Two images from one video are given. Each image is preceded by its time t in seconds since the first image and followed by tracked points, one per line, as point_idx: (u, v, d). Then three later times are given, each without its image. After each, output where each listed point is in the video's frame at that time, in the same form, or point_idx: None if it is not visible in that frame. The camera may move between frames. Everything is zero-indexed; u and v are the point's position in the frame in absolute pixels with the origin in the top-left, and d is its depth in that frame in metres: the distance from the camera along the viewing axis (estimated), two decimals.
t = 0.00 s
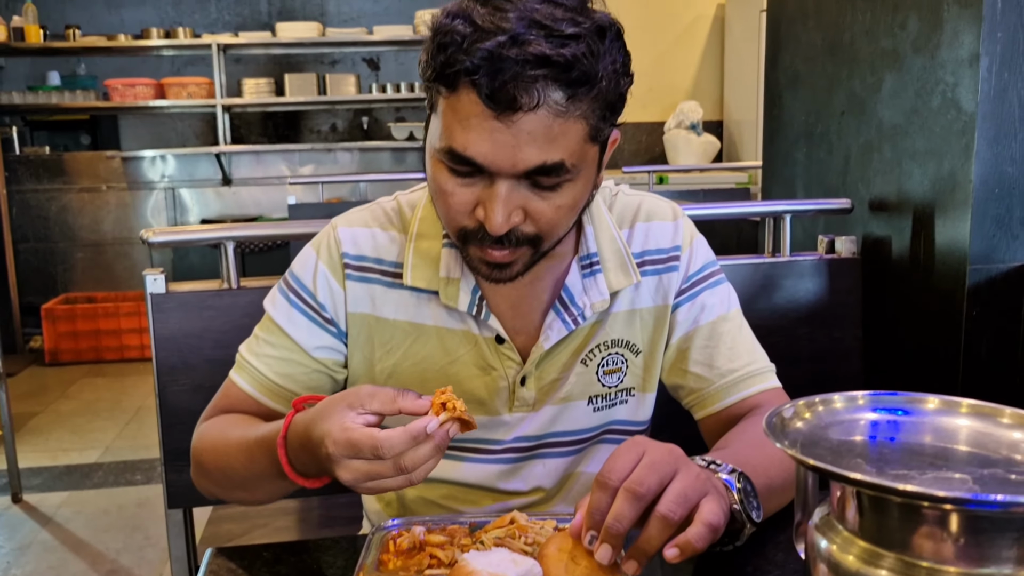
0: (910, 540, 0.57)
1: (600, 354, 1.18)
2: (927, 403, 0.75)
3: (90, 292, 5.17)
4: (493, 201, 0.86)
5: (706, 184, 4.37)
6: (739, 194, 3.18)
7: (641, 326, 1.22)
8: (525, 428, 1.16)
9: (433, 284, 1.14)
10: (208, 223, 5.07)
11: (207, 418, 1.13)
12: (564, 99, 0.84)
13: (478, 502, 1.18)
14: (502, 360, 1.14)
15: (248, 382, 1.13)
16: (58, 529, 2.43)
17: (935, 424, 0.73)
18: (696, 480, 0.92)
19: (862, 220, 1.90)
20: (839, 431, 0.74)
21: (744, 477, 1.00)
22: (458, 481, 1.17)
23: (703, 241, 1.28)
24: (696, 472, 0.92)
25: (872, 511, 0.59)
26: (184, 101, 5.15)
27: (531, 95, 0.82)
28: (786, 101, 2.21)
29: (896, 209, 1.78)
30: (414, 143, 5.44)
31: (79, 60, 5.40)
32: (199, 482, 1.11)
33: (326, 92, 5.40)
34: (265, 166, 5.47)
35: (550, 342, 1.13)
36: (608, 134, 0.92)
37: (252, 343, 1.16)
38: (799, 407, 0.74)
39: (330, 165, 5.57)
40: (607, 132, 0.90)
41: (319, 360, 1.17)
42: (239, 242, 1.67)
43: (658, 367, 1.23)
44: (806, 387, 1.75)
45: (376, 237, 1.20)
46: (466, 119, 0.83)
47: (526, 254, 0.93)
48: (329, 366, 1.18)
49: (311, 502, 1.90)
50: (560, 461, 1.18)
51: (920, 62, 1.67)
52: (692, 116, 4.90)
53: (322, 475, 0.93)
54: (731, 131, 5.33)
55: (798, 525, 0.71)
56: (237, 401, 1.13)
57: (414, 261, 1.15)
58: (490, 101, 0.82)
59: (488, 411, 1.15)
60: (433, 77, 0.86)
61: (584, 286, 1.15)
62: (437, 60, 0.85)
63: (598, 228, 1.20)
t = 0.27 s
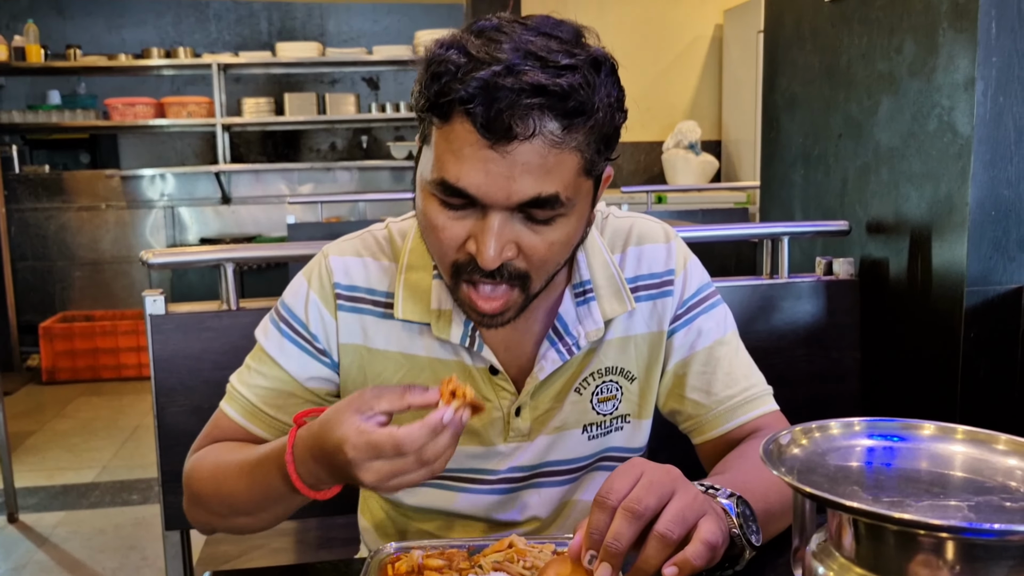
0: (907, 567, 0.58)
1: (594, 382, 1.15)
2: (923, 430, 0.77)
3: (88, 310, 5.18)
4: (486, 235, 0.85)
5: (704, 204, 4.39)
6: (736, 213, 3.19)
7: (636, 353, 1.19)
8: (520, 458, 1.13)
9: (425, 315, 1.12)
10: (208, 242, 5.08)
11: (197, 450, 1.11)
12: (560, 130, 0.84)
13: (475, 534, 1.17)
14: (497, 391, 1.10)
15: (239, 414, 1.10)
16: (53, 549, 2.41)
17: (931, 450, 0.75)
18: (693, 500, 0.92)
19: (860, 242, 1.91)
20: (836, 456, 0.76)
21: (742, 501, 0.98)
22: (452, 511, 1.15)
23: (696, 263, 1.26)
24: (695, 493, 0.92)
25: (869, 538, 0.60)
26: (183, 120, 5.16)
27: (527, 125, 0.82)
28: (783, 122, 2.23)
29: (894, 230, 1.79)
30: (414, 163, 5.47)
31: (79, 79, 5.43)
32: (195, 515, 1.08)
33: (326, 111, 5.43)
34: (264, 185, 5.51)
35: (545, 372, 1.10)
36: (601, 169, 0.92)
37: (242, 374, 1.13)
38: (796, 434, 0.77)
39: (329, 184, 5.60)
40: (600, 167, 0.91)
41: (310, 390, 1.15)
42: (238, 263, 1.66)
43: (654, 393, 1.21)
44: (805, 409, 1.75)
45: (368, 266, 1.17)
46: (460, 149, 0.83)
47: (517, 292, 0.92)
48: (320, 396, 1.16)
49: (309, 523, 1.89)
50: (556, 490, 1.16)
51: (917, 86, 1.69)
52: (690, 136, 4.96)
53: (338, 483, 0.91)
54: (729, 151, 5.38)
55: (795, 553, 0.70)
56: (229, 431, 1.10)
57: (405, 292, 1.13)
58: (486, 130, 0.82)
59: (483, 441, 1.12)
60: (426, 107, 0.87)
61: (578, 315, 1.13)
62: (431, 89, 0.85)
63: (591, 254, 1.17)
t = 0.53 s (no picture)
0: None
1: (590, 408, 1.13)
2: (923, 444, 0.76)
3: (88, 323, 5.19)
4: (472, 262, 0.84)
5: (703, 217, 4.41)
6: (736, 227, 3.20)
7: (631, 375, 1.18)
8: (516, 487, 1.12)
9: (412, 346, 1.07)
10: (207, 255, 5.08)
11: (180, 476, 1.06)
12: (550, 152, 0.84)
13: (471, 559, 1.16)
14: (490, 421, 1.08)
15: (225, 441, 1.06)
16: (50, 563, 2.40)
17: (931, 464, 0.75)
18: (696, 500, 0.91)
19: (859, 255, 1.91)
20: (836, 470, 0.75)
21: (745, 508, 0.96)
22: (449, 539, 1.15)
23: (691, 279, 1.25)
24: (697, 491, 0.91)
25: (869, 553, 0.60)
26: (183, 134, 5.18)
27: (516, 145, 0.81)
28: (782, 135, 2.24)
29: (892, 243, 1.79)
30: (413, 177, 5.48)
31: (80, 93, 5.46)
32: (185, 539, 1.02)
33: (326, 125, 5.44)
34: (264, 198, 5.53)
35: (539, 401, 1.08)
36: (593, 198, 0.92)
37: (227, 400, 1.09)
38: (796, 447, 0.77)
39: (329, 197, 5.62)
40: (590, 196, 0.90)
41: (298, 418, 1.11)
42: (238, 276, 1.65)
43: (650, 416, 1.19)
44: (806, 422, 1.75)
45: (355, 291, 1.12)
46: (447, 172, 0.82)
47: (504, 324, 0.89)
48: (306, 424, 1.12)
49: (307, 537, 1.87)
50: (552, 517, 1.16)
51: (914, 100, 1.70)
52: (689, 150, 4.98)
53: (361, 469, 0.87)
54: (728, 164, 5.40)
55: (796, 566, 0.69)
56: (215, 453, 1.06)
57: (390, 322, 1.08)
58: (474, 150, 0.81)
59: (478, 470, 1.10)
60: (411, 129, 0.86)
61: (572, 339, 1.11)
62: (416, 109, 0.85)
63: (584, 277, 1.15)
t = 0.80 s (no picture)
0: None
1: (589, 425, 1.13)
2: (925, 452, 0.76)
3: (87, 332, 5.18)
4: (459, 288, 0.84)
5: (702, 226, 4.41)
6: (735, 236, 3.20)
7: (631, 391, 1.16)
8: (514, 505, 1.11)
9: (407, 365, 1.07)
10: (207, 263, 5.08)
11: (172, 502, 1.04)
12: (536, 175, 0.83)
13: None
14: (485, 441, 1.07)
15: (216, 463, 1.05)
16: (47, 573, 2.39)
17: (934, 472, 0.75)
18: (696, 503, 0.90)
19: (858, 264, 1.92)
20: (839, 478, 0.75)
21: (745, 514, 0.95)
22: (447, 558, 1.14)
23: (690, 291, 1.24)
24: (696, 495, 0.91)
25: (872, 561, 0.60)
26: (183, 142, 5.17)
27: (500, 169, 0.81)
28: (782, 144, 2.24)
29: (892, 252, 1.80)
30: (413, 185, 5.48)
31: (80, 102, 5.47)
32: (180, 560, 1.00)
33: (326, 134, 5.44)
34: (263, 207, 5.52)
35: (537, 420, 1.08)
36: (585, 219, 0.91)
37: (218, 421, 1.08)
38: (799, 455, 0.77)
39: (329, 206, 5.62)
40: (581, 217, 0.89)
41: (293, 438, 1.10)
42: (238, 285, 1.64)
43: (651, 429, 1.18)
44: (807, 430, 1.75)
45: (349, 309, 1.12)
46: (430, 198, 0.82)
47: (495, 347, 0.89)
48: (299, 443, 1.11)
49: (306, 547, 1.86)
50: (552, 535, 1.14)
51: (913, 110, 1.71)
52: (688, 159, 4.99)
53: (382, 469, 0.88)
54: (727, 173, 5.41)
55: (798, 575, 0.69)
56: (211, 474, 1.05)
57: (384, 341, 1.08)
58: (457, 175, 0.80)
59: (473, 490, 1.09)
60: (395, 152, 0.86)
61: (568, 356, 1.10)
62: (399, 132, 0.85)
63: (580, 294, 1.14)
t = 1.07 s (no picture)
0: None
1: (591, 425, 1.12)
2: (929, 453, 0.76)
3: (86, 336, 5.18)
4: (456, 290, 0.83)
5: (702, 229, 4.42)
6: (735, 239, 3.20)
7: (633, 392, 1.16)
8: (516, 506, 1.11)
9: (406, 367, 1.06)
10: (207, 267, 5.08)
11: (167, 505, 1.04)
12: (530, 174, 0.83)
13: None
14: (488, 442, 1.07)
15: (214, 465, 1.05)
16: None
17: (938, 473, 0.74)
18: (700, 507, 0.90)
19: (859, 267, 1.92)
20: (842, 480, 0.75)
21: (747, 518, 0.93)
22: (447, 558, 1.14)
23: (692, 292, 1.23)
24: (699, 499, 0.90)
25: (876, 563, 0.59)
26: (183, 146, 5.17)
27: (492, 170, 0.81)
28: (782, 147, 2.24)
29: (893, 255, 1.80)
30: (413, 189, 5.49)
31: (80, 106, 5.48)
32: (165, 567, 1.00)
33: (326, 138, 5.44)
34: (263, 211, 5.52)
35: (538, 421, 1.07)
36: (581, 217, 0.90)
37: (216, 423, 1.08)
38: (802, 456, 0.77)
39: (328, 210, 5.63)
40: (577, 215, 0.89)
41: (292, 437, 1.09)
42: (238, 288, 1.63)
43: (653, 431, 1.18)
44: (809, 433, 1.74)
45: (349, 309, 1.11)
46: (424, 200, 0.82)
47: (493, 348, 0.88)
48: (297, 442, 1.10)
49: (306, 551, 1.86)
50: (553, 537, 1.14)
51: (913, 113, 1.71)
52: (688, 163, 5.00)
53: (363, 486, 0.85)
54: (727, 177, 5.42)
55: None
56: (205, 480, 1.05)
57: (382, 344, 1.07)
58: (449, 177, 0.80)
59: (474, 491, 1.08)
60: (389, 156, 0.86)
61: (570, 356, 1.09)
62: (393, 135, 0.85)
63: (581, 290, 1.13)
